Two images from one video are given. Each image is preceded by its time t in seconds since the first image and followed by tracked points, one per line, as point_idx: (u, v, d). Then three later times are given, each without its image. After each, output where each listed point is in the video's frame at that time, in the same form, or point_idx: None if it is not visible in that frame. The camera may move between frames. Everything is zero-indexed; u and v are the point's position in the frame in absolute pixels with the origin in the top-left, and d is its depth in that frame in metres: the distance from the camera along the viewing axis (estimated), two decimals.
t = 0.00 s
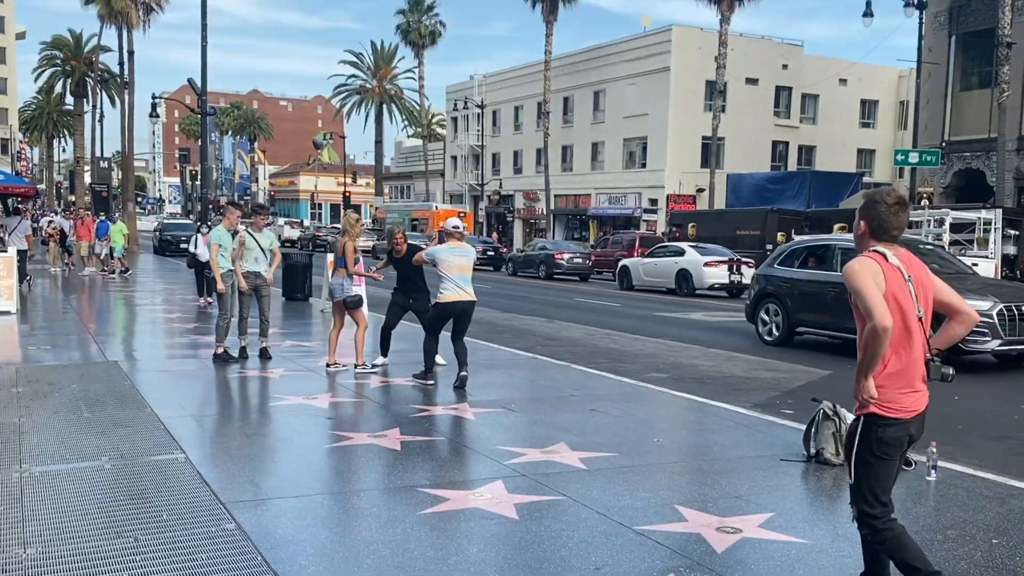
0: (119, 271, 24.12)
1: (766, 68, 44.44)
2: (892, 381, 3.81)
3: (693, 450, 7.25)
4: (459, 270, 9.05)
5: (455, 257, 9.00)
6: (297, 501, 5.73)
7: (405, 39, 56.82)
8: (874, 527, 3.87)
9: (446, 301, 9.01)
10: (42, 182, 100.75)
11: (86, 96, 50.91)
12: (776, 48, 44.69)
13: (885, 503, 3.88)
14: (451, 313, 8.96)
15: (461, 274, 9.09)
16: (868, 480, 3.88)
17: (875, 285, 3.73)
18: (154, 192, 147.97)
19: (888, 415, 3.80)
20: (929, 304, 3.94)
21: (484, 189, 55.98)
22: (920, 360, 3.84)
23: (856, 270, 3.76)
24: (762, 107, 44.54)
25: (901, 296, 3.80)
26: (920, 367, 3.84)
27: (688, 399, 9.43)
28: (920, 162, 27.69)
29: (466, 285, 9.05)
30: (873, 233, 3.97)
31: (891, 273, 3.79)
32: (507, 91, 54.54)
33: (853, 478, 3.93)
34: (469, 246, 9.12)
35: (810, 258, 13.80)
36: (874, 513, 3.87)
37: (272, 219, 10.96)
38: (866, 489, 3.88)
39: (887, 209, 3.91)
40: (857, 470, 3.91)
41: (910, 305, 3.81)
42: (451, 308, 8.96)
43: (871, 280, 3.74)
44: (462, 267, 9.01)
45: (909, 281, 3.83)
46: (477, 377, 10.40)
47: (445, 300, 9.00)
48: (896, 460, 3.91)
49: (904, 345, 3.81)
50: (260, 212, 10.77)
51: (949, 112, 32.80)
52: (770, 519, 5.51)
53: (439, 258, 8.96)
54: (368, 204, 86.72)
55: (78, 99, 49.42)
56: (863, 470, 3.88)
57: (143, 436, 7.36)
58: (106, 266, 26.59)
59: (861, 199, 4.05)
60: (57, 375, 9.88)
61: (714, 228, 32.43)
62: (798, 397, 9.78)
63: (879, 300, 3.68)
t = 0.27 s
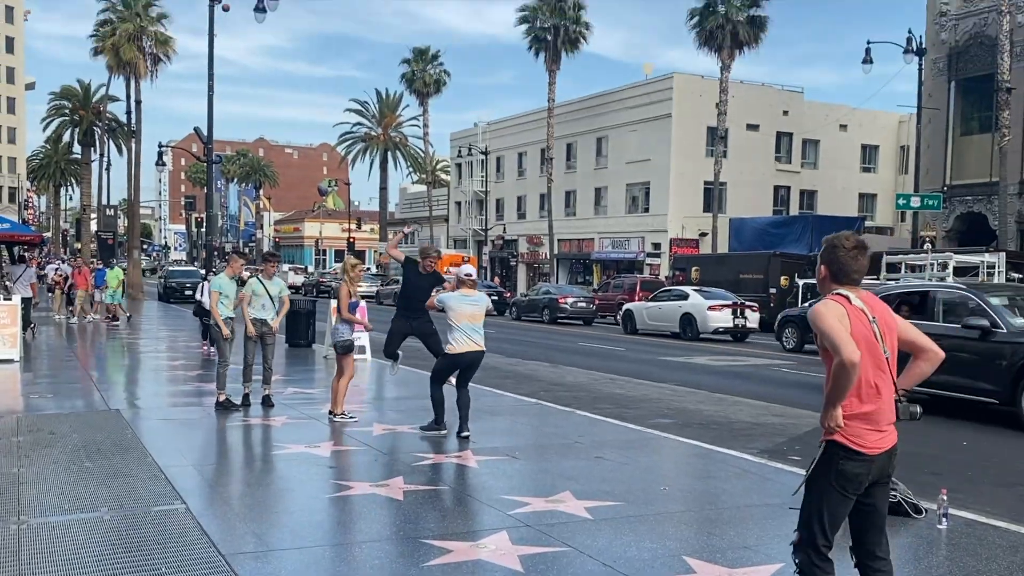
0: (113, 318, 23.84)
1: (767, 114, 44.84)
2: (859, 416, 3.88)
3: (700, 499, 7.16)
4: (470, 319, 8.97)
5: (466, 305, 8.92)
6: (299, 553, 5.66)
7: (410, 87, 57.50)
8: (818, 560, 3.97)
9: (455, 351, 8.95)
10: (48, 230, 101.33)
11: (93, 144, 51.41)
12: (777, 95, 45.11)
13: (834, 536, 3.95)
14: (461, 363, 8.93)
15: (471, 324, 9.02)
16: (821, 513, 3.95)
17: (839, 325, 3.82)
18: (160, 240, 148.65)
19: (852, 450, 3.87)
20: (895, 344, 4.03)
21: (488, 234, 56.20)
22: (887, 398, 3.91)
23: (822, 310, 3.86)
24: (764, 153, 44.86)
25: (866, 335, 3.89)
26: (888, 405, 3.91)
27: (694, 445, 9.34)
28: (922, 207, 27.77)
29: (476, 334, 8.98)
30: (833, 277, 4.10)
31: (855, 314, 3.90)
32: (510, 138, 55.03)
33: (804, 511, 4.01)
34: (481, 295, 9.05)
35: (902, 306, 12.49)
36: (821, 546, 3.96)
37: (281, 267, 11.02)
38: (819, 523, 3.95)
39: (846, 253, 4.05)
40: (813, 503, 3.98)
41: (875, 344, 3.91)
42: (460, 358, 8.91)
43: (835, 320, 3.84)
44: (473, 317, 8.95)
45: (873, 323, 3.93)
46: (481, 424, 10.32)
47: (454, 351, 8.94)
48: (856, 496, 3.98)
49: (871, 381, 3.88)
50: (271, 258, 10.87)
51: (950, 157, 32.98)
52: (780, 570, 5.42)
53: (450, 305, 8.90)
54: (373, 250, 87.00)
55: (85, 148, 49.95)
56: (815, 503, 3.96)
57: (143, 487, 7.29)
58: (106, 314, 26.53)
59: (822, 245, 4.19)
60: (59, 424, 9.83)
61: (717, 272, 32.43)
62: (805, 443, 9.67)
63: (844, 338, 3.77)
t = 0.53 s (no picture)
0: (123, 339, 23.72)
1: (777, 135, 44.92)
2: (821, 437, 3.91)
3: (715, 521, 7.13)
4: (484, 335, 8.98)
5: (483, 321, 8.94)
6: None
7: (421, 111, 57.90)
8: None
9: (470, 365, 8.94)
10: (62, 253, 102.05)
11: (107, 168, 51.88)
12: (787, 115, 45.16)
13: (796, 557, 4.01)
14: (476, 377, 8.89)
15: (486, 340, 9.00)
16: (782, 534, 4.00)
17: (802, 348, 3.85)
18: (173, 263, 149.49)
19: (814, 473, 3.90)
20: (858, 367, 4.05)
21: (498, 256, 56.35)
22: (849, 421, 3.93)
23: (785, 335, 3.87)
24: (773, 173, 44.93)
25: (829, 359, 3.91)
26: (849, 428, 3.93)
27: (707, 467, 9.30)
28: (934, 226, 27.69)
29: (492, 351, 8.97)
30: (797, 300, 4.13)
31: (818, 337, 3.91)
32: (520, 160, 55.22)
33: (768, 531, 4.07)
34: (500, 311, 9.00)
35: None
36: (782, 566, 4.01)
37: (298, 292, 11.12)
38: (782, 543, 4.01)
39: (808, 276, 4.08)
40: (777, 523, 4.03)
41: (837, 367, 3.93)
42: (474, 372, 8.89)
43: (798, 343, 3.86)
44: (489, 333, 8.94)
45: (837, 345, 3.96)
46: (493, 445, 10.31)
47: (468, 364, 8.95)
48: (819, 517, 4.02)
49: (834, 404, 3.90)
50: (287, 282, 10.92)
51: (961, 176, 32.95)
52: None
53: (468, 320, 8.94)
54: (384, 273, 87.24)
55: (100, 172, 50.40)
56: (777, 524, 4.02)
57: (157, 510, 7.31)
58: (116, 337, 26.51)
59: (785, 269, 4.22)
60: (74, 447, 9.88)
61: (728, 292, 32.39)
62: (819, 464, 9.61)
63: (806, 360, 3.79)
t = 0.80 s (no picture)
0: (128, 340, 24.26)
1: (788, 136, 44.77)
2: (801, 439, 3.88)
3: (729, 525, 7.07)
4: (506, 340, 8.74)
5: (506, 325, 8.74)
6: None
7: (432, 113, 58.00)
8: None
9: (490, 369, 8.67)
10: (75, 256, 102.42)
11: (120, 171, 52.07)
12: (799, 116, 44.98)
13: (801, 560, 3.93)
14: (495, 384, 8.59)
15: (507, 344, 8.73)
16: (780, 536, 3.94)
17: (778, 349, 3.82)
18: (184, 265, 149.98)
19: (798, 474, 3.87)
20: (838, 368, 4.02)
21: (509, 258, 56.34)
22: (827, 424, 3.90)
23: (766, 337, 3.84)
24: (785, 175, 44.80)
25: (808, 358, 3.88)
26: (829, 430, 3.90)
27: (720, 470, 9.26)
28: (946, 228, 27.54)
29: (514, 355, 8.67)
30: (778, 297, 4.11)
31: (798, 338, 3.88)
32: (531, 162, 55.19)
33: (767, 534, 4.00)
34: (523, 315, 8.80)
35: None
36: (790, 570, 3.93)
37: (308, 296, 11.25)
38: (781, 545, 3.95)
39: (789, 275, 4.06)
40: (773, 523, 3.97)
41: (816, 368, 3.89)
42: (493, 378, 8.59)
43: (777, 346, 3.83)
44: (511, 338, 8.71)
45: (817, 345, 3.92)
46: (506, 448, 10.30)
47: (489, 369, 8.67)
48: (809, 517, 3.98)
49: (812, 406, 3.87)
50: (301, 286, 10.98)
51: (974, 178, 32.79)
52: None
53: (490, 325, 8.75)
54: (395, 275, 87.41)
55: (113, 175, 50.71)
56: (775, 528, 3.95)
57: (169, 512, 7.32)
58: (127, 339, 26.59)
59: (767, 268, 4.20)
60: (87, 449, 9.90)
61: (739, 294, 32.28)
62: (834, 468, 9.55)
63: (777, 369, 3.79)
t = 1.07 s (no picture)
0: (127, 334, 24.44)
1: (798, 131, 44.62)
2: (783, 433, 3.90)
3: (741, 519, 7.07)
4: (528, 353, 8.59)
5: (524, 339, 8.60)
6: (340, 570, 5.70)
7: (440, 107, 57.99)
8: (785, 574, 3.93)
9: (514, 386, 8.57)
10: (85, 249, 102.75)
11: (130, 165, 52.20)
12: (808, 111, 44.80)
13: (800, 551, 3.92)
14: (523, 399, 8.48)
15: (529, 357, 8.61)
16: (774, 527, 3.95)
17: (756, 344, 3.85)
18: (193, 259, 150.36)
19: (784, 467, 3.88)
20: (824, 361, 4.01)
21: (517, 253, 56.38)
22: (811, 418, 3.90)
23: (744, 334, 3.86)
24: (795, 170, 44.70)
25: (790, 353, 3.88)
26: (813, 424, 3.90)
27: (728, 464, 9.27)
28: (957, 223, 27.43)
29: (535, 369, 8.57)
30: (766, 291, 4.10)
31: (779, 333, 3.88)
32: (539, 156, 55.16)
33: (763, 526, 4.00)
34: (539, 327, 8.72)
35: None
36: (789, 562, 3.92)
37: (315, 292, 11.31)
38: (778, 537, 3.94)
39: (775, 267, 4.06)
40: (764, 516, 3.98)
41: (798, 361, 3.89)
42: (519, 394, 8.49)
43: (754, 341, 3.86)
44: (530, 351, 8.59)
45: (800, 339, 3.92)
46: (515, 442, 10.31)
47: (516, 384, 8.54)
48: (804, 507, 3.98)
49: (795, 401, 3.87)
50: (310, 279, 11.08)
51: (985, 173, 32.67)
52: None
53: (511, 340, 8.61)
54: (403, 269, 87.47)
55: (123, 168, 50.85)
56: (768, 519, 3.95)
57: (182, 504, 7.37)
58: (137, 332, 26.70)
59: (754, 261, 4.20)
60: (100, 441, 9.98)
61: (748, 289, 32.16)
62: (845, 463, 9.54)
63: (753, 366, 3.84)
